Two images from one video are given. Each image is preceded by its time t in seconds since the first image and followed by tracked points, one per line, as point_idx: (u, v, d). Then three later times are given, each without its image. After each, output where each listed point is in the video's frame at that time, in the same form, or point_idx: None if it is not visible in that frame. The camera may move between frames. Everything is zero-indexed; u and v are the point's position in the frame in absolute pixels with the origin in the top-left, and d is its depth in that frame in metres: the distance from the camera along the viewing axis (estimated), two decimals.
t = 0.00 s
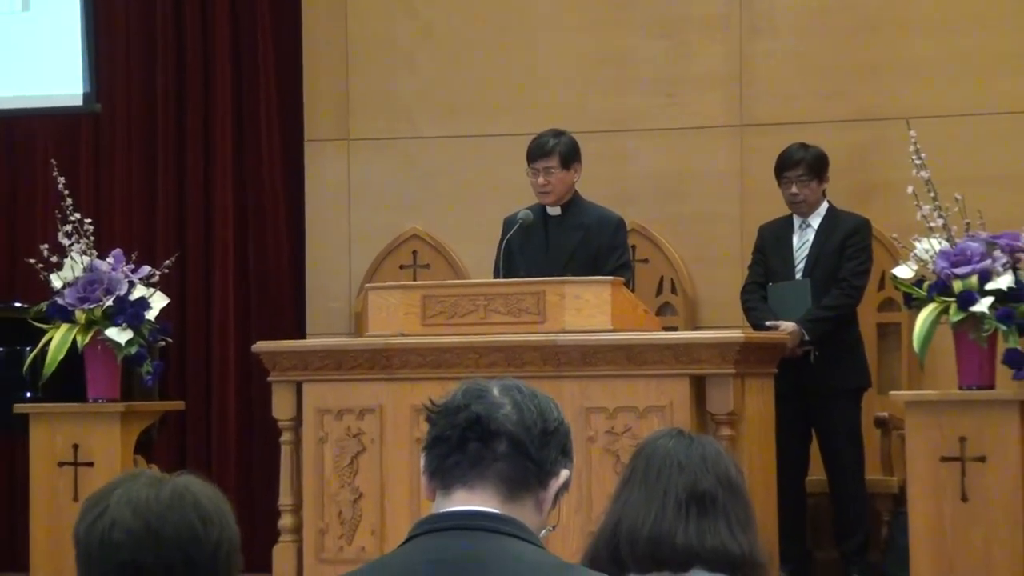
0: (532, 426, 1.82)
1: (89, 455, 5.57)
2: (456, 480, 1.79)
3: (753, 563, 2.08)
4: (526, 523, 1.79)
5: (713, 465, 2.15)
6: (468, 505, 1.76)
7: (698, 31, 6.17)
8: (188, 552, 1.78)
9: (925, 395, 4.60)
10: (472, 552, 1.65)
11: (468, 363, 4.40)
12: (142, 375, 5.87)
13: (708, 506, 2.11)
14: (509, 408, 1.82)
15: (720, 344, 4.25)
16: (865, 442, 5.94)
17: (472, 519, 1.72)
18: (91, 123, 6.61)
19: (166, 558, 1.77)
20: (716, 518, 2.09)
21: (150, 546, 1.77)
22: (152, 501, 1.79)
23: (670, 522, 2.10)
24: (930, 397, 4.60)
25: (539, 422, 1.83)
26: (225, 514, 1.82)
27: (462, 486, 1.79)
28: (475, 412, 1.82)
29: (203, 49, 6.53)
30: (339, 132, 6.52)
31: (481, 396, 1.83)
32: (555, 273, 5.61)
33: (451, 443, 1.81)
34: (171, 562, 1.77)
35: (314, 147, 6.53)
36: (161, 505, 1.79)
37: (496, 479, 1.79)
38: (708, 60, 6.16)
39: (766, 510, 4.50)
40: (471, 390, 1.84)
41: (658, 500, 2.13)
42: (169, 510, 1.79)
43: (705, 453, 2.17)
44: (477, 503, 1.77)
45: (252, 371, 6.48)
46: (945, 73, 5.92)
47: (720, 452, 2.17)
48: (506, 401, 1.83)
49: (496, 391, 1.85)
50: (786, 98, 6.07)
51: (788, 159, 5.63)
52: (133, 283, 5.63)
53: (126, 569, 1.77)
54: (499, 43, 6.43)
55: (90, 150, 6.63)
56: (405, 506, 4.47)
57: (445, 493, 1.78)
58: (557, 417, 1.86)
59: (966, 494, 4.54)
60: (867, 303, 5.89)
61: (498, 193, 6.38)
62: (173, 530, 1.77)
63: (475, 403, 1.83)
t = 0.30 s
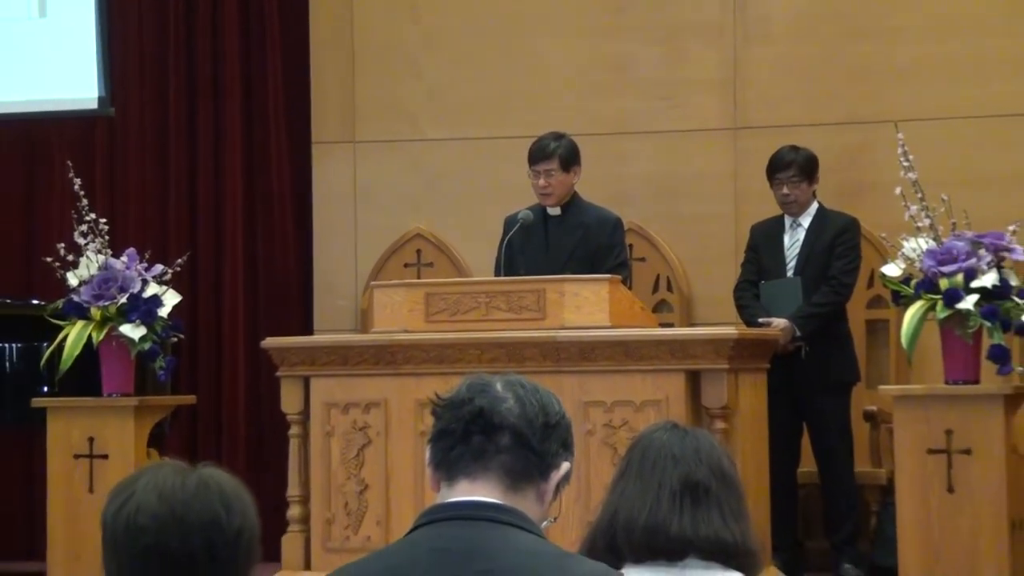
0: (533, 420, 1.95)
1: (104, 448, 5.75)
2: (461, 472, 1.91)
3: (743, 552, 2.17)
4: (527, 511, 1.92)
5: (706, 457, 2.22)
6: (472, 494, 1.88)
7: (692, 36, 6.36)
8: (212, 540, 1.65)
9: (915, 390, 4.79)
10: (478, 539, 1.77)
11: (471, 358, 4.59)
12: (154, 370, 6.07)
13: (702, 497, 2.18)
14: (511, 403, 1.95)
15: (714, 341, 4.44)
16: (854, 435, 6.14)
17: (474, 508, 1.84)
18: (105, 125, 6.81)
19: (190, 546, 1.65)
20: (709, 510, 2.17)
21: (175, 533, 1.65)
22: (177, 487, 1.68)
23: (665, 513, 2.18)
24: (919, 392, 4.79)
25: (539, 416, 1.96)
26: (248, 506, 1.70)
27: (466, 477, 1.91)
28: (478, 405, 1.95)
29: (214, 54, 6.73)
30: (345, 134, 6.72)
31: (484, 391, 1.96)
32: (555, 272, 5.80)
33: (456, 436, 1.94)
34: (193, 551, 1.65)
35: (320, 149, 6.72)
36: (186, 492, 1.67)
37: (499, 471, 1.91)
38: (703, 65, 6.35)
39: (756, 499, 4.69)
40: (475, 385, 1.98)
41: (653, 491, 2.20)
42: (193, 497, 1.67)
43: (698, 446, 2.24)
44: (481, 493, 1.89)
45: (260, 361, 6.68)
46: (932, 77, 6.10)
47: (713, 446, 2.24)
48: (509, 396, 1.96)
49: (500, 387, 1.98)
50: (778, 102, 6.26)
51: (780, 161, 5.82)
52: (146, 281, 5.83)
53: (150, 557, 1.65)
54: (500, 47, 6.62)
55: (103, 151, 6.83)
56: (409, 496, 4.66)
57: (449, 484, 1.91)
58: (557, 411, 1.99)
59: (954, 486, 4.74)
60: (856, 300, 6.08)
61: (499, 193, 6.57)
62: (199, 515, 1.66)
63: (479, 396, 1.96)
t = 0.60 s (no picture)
0: (534, 415, 2.02)
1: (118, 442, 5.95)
2: (463, 465, 1.99)
3: (737, 544, 2.14)
4: (527, 503, 2.00)
5: (701, 450, 2.18)
6: (474, 486, 1.96)
7: (687, 43, 6.57)
8: (212, 533, 1.73)
9: (903, 385, 4.99)
10: (484, 530, 1.84)
11: (473, 355, 4.80)
12: (167, 366, 6.26)
13: (696, 490, 2.15)
14: (513, 398, 2.02)
15: (708, 337, 4.64)
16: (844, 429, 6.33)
17: (474, 499, 1.92)
18: (121, 130, 7.04)
19: (191, 539, 1.73)
20: (703, 502, 2.13)
21: (176, 526, 1.73)
22: (179, 481, 1.76)
23: (661, 506, 2.13)
24: (907, 387, 4.99)
25: (540, 410, 2.03)
26: (250, 500, 1.77)
27: (469, 470, 1.99)
28: (480, 400, 2.02)
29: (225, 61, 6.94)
30: (351, 138, 6.92)
31: (486, 386, 2.04)
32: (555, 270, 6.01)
33: (458, 430, 2.01)
34: (195, 543, 1.73)
35: (328, 152, 6.93)
36: (188, 485, 1.75)
37: (499, 464, 1.99)
38: (699, 71, 6.55)
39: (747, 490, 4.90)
40: (477, 381, 2.05)
41: (648, 484, 2.16)
42: (195, 491, 1.75)
43: (693, 439, 2.20)
44: (482, 485, 1.97)
45: (270, 353, 6.90)
46: (919, 82, 6.30)
47: (707, 439, 2.21)
48: (510, 391, 2.03)
49: (501, 382, 2.05)
50: (771, 107, 6.45)
51: (772, 163, 6.01)
52: (160, 280, 6.02)
53: (155, 548, 1.73)
54: (503, 54, 6.82)
55: (118, 154, 7.05)
56: (413, 487, 4.87)
57: (452, 477, 1.99)
58: (557, 407, 2.07)
59: (939, 478, 4.94)
60: (846, 298, 6.29)
61: (501, 196, 6.78)
62: (200, 510, 1.73)
63: (481, 392, 2.03)
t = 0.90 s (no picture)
0: (533, 409, 2.14)
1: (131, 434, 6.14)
2: (466, 456, 2.11)
3: (730, 533, 2.20)
4: (527, 494, 2.11)
5: (695, 442, 2.22)
6: (476, 476, 2.08)
7: (682, 48, 6.76)
8: (207, 524, 1.80)
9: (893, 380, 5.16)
10: (483, 520, 1.97)
11: (473, 350, 5.00)
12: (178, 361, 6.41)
13: (690, 479, 2.19)
14: (513, 393, 2.14)
15: (701, 333, 4.84)
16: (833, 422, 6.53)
17: (475, 489, 2.04)
18: (133, 132, 7.25)
19: (188, 530, 1.80)
20: (697, 492, 2.17)
21: (173, 517, 1.80)
22: (178, 475, 1.83)
23: (655, 496, 2.17)
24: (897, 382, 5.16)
25: (539, 404, 2.15)
26: (247, 491, 1.84)
27: (471, 461, 2.11)
28: (482, 394, 2.14)
29: (234, 65, 7.16)
30: (356, 140, 7.12)
31: (488, 381, 2.16)
32: (553, 267, 6.21)
33: (462, 423, 2.13)
34: (191, 534, 1.80)
35: (333, 154, 7.13)
36: (186, 478, 1.83)
37: (500, 455, 2.11)
38: (693, 74, 6.74)
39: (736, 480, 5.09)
40: (480, 375, 2.17)
41: (644, 474, 2.19)
42: (193, 483, 1.82)
43: (688, 432, 2.24)
44: (484, 476, 2.08)
45: (277, 350, 7.12)
46: (908, 85, 6.48)
47: (702, 432, 2.24)
48: (511, 386, 2.15)
49: (502, 377, 2.17)
50: (763, 109, 6.64)
51: (763, 164, 6.19)
52: (171, 277, 6.15)
53: (154, 538, 1.81)
54: (503, 58, 7.02)
55: (131, 155, 7.26)
56: (415, 477, 5.07)
57: (455, 467, 2.10)
58: (556, 401, 2.19)
59: (925, 469, 5.12)
60: (835, 295, 6.49)
61: (501, 196, 6.98)
62: (196, 502, 1.80)
63: (483, 386, 2.15)
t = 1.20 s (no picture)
0: (536, 402, 2.13)
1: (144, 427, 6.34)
2: (469, 448, 2.10)
3: (725, 523, 2.25)
4: (530, 486, 2.10)
5: (691, 434, 2.26)
6: (479, 469, 2.07)
7: (677, 52, 6.96)
8: (213, 514, 1.86)
9: (880, 372, 5.36)
10: (484, 509, 2.00)
11: (475, 345, 5.21)
12: (190, 355, 6.59)
13: (686, 471, 2.24)
14: (516, 386, 2.13)
15: (697, 328, 5.06)
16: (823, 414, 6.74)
17: (478, 481, 2.04)
18: (145, 133, 7.47)
19: (194, 519, 1.86)
20: (692, 483, 2.23)
21: (180, 507, 1.86)
22: (186, 466, 1.90)
23: (651, 489, 2.23)
24: (884, 374, 5.37)
25: (542, 397, 2.14)
26: (253, 484, 1.90)
27: (474, 452, 2.10)
28: (485, 388, 2.13)
29: (243, 68, 7.37)
30: (361, 141, 7.34)
31: (491, 374, 2.15)
32: (553, 264, 6.42)
33: (465, 416, 2.13)
34: (198, 522, 1.86)
35: (339, 155, 7.34)
36: (194, 469, 1.89)
37: (504, 447, 2.10)
38: (688, 77, 6.94)
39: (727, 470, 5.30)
40: (482, 369, 2.16)
41: (641, 466, 2.24)
42: (200, 474, 1.89)
43: (683, 425, 2.28)
44: (487, 468, 2.08)
45: (285, 346, 7.33)
46: (896, 88, 6.67)
47: (697, 425, 2.29)
48: (513, 379, 2.14)
49: (505, 370, 2.16)
50: (756, 112, 6.84)
51: (755, 165, 6.40)
52: (183, 274, 6.30)
53: (161, 528, 1.87)
54: (504, 61, 7.23)
55: (144, 155, 7.48)
56: (419, 467, 5.28)
57: (459, 459, 2.10)
58: (558, 395, 2.17)
59: (912, 460, 5.30)
60: (825, 291, 6.70)
61: (502, 196, 7.19)
62: (202, 493, 1.86)
63: (486, 379, 2.14)
